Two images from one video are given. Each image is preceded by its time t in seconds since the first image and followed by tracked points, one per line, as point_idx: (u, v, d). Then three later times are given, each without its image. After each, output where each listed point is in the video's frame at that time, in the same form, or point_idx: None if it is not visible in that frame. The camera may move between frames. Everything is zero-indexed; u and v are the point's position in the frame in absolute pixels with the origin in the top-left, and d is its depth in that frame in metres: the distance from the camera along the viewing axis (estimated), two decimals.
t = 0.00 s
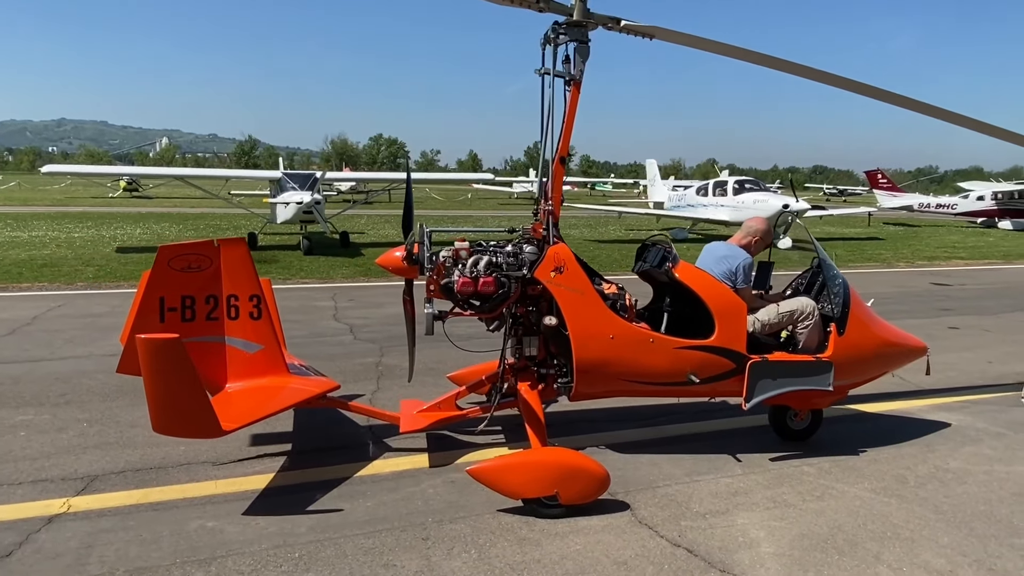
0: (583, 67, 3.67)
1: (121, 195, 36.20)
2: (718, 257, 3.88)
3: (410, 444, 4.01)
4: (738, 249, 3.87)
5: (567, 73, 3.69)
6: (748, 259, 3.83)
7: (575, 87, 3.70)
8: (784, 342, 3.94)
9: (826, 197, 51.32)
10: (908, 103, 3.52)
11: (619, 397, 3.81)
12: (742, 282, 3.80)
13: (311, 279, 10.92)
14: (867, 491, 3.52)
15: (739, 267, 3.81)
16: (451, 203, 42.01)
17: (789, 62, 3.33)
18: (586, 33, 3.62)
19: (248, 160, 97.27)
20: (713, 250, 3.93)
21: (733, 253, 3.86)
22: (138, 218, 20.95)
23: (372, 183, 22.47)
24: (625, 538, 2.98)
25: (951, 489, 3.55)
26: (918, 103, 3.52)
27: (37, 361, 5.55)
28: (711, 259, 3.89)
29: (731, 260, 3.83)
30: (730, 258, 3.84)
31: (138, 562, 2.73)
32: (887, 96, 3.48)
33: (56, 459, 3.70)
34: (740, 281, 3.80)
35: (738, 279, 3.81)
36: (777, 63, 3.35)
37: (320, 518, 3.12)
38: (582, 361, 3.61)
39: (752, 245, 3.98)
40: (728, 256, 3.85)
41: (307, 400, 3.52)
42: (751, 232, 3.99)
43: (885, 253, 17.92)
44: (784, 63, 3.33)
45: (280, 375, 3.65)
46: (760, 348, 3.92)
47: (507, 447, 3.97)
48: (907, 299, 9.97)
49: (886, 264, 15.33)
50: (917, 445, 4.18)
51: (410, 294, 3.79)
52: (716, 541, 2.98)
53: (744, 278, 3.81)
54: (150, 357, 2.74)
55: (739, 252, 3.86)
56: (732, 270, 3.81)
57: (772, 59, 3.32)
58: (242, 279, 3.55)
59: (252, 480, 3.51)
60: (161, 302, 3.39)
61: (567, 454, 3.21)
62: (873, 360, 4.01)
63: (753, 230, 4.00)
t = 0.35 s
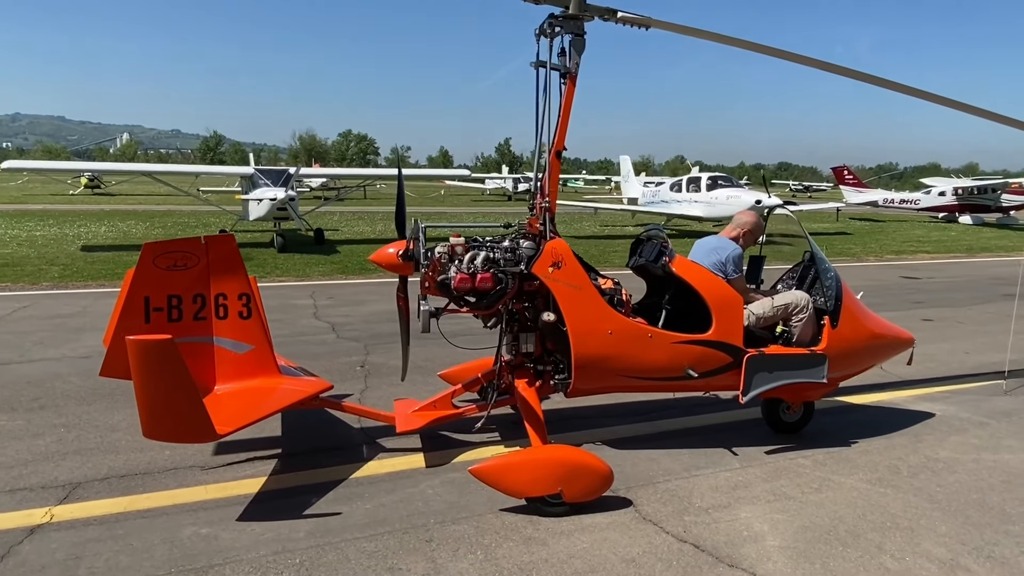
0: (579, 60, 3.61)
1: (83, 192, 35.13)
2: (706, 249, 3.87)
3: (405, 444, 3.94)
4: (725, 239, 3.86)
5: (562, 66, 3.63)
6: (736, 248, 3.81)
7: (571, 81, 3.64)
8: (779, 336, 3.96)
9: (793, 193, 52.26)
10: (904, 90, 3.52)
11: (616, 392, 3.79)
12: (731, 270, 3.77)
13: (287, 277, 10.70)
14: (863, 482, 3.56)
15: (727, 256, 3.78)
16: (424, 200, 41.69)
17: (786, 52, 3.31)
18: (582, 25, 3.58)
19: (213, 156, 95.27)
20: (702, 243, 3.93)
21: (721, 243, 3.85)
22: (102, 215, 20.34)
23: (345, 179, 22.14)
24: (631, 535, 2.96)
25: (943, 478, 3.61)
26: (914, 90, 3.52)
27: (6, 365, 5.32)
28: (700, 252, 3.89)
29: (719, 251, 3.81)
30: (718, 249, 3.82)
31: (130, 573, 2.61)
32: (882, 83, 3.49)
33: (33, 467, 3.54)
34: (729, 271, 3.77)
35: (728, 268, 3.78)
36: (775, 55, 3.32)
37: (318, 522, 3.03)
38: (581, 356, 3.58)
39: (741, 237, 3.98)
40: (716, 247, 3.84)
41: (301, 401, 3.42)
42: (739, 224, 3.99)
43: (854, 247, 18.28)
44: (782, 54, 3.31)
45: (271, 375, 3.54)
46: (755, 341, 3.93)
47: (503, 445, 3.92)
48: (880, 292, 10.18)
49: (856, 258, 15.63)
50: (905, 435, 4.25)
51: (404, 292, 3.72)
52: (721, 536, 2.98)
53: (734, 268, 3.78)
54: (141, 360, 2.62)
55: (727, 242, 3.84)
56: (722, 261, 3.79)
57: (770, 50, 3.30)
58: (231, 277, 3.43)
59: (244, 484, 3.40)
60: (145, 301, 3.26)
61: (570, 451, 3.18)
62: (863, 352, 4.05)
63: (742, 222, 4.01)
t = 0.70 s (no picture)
0: (575, 53, 3.56)
1: (42, 187, 33.97)
2: (709, 249, 3.88)
3: (399, 445, 3.87)
4: (729, 242, 3.86)
5: (557, 59, 3.58)
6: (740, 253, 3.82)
7: (566, 75, 3.58)
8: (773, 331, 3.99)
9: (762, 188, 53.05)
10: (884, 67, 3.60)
11: (613, 388, 3.77)
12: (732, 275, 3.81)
13: (263, 274, 10.47)
14: (858, 474, 3.60)
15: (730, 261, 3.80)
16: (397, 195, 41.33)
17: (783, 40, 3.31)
18: (577, 18, 3.54)
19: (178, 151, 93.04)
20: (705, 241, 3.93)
21: (725, 246, 3.85)
22: (64, 212, 19.70)
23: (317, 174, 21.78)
24: (637, 533, 2.94)
25: (934, 468, 3.67)
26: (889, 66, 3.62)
27: None
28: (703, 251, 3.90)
29: (722, 254, 3.82)
30: (721, 252, 3.83)
31: None
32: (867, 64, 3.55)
33: (11, 476, 3.38)
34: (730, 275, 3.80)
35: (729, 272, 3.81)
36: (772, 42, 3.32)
37: (317, 526, 2.95)
38: (579, 353, 3.55)
39: (744, 240, 4.00)
40: (719, 249, 3.85)
41: (294, 402, 3.33)
42: (746, 228, 4.00)
43: (825, 241, 18.61)
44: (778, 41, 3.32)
45: (263, 377, 3.44)
46: (749, 336, 3.95)
47: (499, 443, 3.87)
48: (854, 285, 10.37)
49: (827, 252, 15.91)
50: (894, 426, 4.32)
51: (399, 289, 3.64)
52: (725, 531, 2.98)
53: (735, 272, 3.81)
54: (133, 363, 2.50)
55: (731, 245, 3.84)
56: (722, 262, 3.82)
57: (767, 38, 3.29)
58: (219, 276, 3.31)
59: (236, 489, 3.30)
60: (130, 302, 3.13)
61: (571, 449, 3.15)
62: (854, 346, 4.10)
63: (749, 226, 4.01)
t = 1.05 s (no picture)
0: (577, 47, 3.61)
1: (4, 183, 32.92)
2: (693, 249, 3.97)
3: (402, 439, 3.87)
4: (710, 240, 3.94)
5: (560, 53, 3.63)
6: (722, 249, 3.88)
7: (568, 68, 3.64)
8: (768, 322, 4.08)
9: (735, 183, 53.74)
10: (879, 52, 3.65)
11: (614, 379, 3.82)
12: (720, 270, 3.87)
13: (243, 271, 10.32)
14: (852, 459, 3.71)
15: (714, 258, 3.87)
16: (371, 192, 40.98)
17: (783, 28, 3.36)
18: (579, 12, 3.59)
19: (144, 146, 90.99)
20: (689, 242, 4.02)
21: (707, 244, 3.93)
22: (29, 209, 19.11)
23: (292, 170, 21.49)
24: (646, 520, 2.99)
25: (925, 453, 3.79)
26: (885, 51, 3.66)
27: None
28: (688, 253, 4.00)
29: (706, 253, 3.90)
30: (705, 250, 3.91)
31: None
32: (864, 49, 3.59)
33: (6, 477, 3.31)
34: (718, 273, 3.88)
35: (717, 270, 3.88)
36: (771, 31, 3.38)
37: (328, 521, 2.94)
38: (583, 345, 3.59)
39: (729, 236, 4.05)
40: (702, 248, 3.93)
41: (300, 398, 3.31)
42: (728, 223, 4.03)
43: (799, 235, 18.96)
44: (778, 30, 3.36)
45: (267, 373, 3.41)
46: (746, 327, 4.04)
47: (502, 436, 3.90)
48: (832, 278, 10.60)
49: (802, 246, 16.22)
50: (882, 413, 4.44)
51: (402, 284, 3.64)
52: (731, 516, 3.05)
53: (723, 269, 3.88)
54: (146, 359, 2.48)
55: (712, 243, 3.92)
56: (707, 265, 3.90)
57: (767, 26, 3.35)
58: (223, 271, 3.28)
59: (242, 486, 3.27)
60: (132, 298, 3.09)
61: (580, 440, 3.18)
62: (845, 336, 4.22)
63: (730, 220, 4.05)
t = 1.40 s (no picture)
0: (579, 48, 3.64)
1: None
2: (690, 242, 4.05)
3: (407, 436, 3.89)
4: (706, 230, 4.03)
5: (562, 53, 3.65)
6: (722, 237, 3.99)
7: (570, 69, 3.67)
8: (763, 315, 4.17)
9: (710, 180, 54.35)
10: (873, 45, 3.70)
11: (616, 374, 3.88)
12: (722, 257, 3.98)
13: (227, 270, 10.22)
14: (847, 448, 3.82)
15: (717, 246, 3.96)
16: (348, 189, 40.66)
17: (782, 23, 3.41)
18: (581, 13, 3.61)
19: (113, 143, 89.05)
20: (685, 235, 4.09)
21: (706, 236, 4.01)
22: None
23: (270, 167, 21.23)
24: (655, 511, 3.06)
25: (915, 441, 3.93)
26: (879, 43, 3.71)
27: None
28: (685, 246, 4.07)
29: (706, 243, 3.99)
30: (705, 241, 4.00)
31: None
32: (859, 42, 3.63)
33: (9, 480, 3.27)
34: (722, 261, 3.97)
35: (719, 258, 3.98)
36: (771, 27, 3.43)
37: (343, 519, 2.96)
38: (587, 341, 3.64)
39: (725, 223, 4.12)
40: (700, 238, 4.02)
41: (308, 397, 3.32)
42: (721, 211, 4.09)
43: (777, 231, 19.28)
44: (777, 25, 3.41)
45: (274, 372, 3.41)
46: (743, 322, 4.12)
47: (506, 432, 3.95)
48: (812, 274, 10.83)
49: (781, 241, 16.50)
50: (871, 404, 4.58)
51: (407, 282, 3.66)
52: (736, 505, 3.13)
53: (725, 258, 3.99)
54: (162, 360, 2.47)
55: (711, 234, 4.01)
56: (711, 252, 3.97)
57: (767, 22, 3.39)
58: (229, 270, 3.27)
59: (251, 486, 3.27)
60: (139, 298, 3.06)
61: (588, 434, 3.24)
62: (837, 328, 4.33)
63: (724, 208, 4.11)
